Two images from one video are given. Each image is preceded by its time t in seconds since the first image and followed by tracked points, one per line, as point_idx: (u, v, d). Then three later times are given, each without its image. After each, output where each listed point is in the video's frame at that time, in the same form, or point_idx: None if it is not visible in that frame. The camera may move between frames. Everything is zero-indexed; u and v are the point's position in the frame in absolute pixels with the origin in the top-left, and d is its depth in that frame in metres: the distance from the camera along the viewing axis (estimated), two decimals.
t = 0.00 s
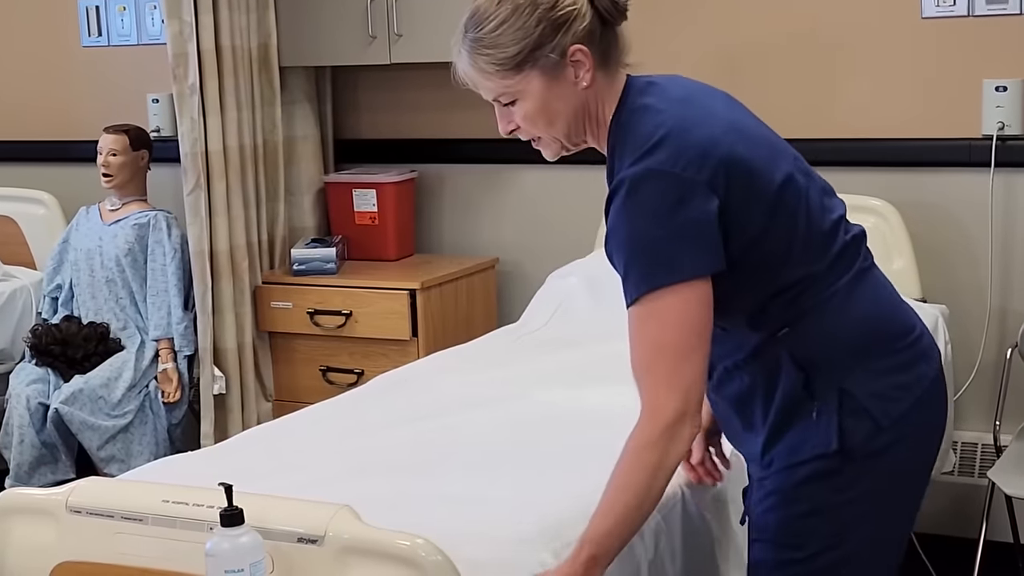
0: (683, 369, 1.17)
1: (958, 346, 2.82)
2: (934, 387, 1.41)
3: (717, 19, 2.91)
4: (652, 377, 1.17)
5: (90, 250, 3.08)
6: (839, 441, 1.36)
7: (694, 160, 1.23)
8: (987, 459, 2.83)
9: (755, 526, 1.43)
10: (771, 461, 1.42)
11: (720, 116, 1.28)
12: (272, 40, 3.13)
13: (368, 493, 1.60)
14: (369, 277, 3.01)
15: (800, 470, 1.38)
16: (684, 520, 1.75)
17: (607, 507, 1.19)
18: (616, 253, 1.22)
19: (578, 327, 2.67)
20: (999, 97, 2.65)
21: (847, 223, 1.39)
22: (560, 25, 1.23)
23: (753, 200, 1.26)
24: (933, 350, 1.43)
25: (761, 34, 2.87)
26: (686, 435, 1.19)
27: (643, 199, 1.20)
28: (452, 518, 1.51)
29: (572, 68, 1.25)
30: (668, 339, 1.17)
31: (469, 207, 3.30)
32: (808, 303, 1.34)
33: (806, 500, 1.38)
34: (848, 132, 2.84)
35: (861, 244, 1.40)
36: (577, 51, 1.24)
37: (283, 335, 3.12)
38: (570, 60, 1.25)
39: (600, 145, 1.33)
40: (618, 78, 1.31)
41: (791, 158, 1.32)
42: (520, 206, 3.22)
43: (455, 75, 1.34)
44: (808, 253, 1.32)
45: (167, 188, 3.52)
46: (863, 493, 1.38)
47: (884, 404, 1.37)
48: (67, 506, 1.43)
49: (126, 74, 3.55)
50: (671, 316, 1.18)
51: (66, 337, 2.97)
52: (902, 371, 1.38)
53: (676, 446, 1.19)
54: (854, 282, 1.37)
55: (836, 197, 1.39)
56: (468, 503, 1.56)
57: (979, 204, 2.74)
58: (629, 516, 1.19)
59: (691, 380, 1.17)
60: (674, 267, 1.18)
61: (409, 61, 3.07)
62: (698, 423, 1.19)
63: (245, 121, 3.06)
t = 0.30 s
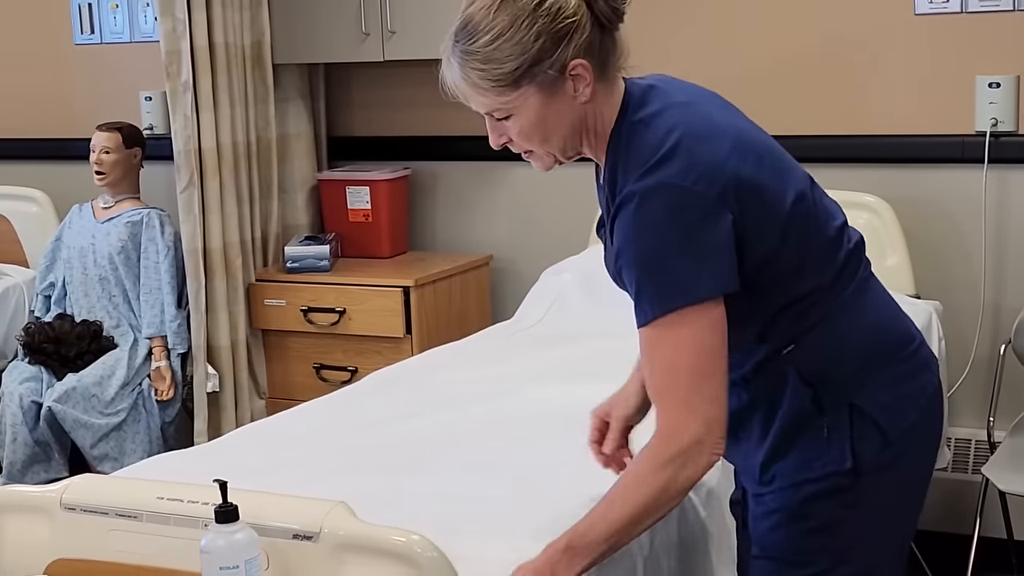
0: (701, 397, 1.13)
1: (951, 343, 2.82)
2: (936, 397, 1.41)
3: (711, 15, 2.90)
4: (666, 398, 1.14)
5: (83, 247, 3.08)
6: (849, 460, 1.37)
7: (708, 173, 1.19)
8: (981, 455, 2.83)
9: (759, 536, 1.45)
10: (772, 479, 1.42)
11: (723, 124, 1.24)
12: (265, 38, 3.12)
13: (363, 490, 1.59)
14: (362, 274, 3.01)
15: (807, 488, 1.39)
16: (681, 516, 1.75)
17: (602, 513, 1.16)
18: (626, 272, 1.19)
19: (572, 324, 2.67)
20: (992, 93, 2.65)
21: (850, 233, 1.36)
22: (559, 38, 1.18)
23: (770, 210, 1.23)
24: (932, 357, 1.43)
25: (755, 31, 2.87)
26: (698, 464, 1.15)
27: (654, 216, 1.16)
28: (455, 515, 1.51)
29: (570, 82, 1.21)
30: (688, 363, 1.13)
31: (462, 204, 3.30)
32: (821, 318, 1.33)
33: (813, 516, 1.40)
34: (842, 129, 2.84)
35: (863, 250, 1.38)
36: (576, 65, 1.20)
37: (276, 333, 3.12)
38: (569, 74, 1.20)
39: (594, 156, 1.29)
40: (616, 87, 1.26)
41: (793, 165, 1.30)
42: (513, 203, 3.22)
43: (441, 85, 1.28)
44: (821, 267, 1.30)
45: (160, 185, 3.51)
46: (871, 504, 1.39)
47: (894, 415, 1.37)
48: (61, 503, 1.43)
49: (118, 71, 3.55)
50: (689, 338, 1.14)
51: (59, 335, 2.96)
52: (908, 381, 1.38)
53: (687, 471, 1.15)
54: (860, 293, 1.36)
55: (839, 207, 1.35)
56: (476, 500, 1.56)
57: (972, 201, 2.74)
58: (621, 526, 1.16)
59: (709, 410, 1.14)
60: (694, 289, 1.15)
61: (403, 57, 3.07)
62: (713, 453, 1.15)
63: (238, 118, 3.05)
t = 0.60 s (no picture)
0: (734, 367, 1.12)
1: (944, 340, 2.83)
2: (913, 405, 1.37)
3: (703, 13, 2.90)
4: (696, 365, 1.13)
5: (75, 246, 3.07)
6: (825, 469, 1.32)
7: (709, 145, 1.16)
8: (973, 452, 2.83)
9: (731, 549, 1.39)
10: (741, 486, 1.37)
11: (718, 103, 1.21)
12: (257, 36, 3.12)
13: (356, 486, 1.59)
14: (355, 273, 3.01)
15: (779, 497, 1.34)
16: (672, 515, 1.75)
17: (628, 446, 1.19)
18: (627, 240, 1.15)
19: (564, 323, 2.67)
20: (984, 90, 2.66)
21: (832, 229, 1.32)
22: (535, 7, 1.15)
23: (756, 195, 1.19)
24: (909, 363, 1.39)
25: (747, 29, 2.87)
26: (725, 431, 1.14)
27: (657, 182, 1.13)
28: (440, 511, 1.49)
29: (548, 51, 1.17)
30: (722, 332, 1.12)
31: (454, 202, 3.30)
32: (798, 317, 1.27)
33: (791, 528, 1.35)
34: (834, 126, 2.84)
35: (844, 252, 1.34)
36: (554, 34, 1.16)
37: (268, 331, 3.12)
38: (546, 44, 1.17)
39: (577, 124, 1.26)
40: (601, 58, 1.23)
41: (780, 151, 1.25)
42: (505, 201, 3.22)
43: (423, 43, 1.26)
44: (797, 265, 1.26)
45: (152, 183, 3.51)
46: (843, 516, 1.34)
47: (871, 424, 1.33)
48: (54, 502, 1.43)
49: (109, 69, 3.54)
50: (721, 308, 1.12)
51: (51, 334, 2.96)
52: (888, 388, 1.34)
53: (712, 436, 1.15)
54: (843, 291, 1.31)
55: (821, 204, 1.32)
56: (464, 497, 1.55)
57: (964, 197, 2.74)
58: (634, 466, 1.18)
59: (744, 381, 1.13)
60: (697, 258, 1.11)
61: (395, 55, 3.07)
62: (741, 424, 1.14)
63: (230, 116, 3.05)
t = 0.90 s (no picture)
0: (645, 370, 1.13)
1: (937, 337, 2.83)
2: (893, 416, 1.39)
3: (695, 12, 2.91)
4: (625, 355, 1.13)
5: (68, 245, 3.07)
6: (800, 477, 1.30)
7: (696, 131, 1.16)
8: (967, 450, 2.83)
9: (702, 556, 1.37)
10: (715, 489, 1.35)
11: (713, 91, 1.21)
12: (250, 34, 3.11)
13: (353, 481, 1.59)
14: (348, 271, 3.01)
15: (748, 505, 1.32)
16: (665, 514, 1.75)
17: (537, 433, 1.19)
18: (598, 218, 1.15)
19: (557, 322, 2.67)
20: (976, 88, 2.66)
21: (823, 233, 1.34)
22: None
23: (736, 191, 1.19)
24: (891, 375, 1.40)
25: (739, 28, 2.87)
26: (630, 427, 1.16)
27: (641, 160, 1.13)
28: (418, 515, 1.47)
29: (537, 25, 1.18)
30: (646, 332, 1.12)
31: (447, 201, 3.30)
32: (776, 315, 1.28)
33: (763, 536, 1.32)
34: (826, 124, 2.84)
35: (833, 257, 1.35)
36: (542, 8, 1.17)
37: (262, 330, 3.12)
38: (535, 15, 1.18)
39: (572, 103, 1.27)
40: (600, 36, 1.23)
41: (776, 152, 1.26)
42: (498, 200, 3.22)
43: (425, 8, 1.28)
44: (776, 263, 1.26)
45: (145, 182, 3.50)
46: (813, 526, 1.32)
47: (845, 433, 1.32)
48: (48, 501, 1.43)
49: (101, 68, 3.54)
50: (653, 305, 1.13)
51: (44, 333, 2.96)
52: (864, 396, 1.34)
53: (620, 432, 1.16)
54: (824, 292, 1.32)
55: (814, 204, 1.33)
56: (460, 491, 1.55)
57: (957, 195, 2.74)
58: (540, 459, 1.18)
59: (653, 385, 1.13)
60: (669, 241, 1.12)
61: (387, 54, 3.07)
62: (642, 422, 1.16)
63: (223, 115, 3.05)
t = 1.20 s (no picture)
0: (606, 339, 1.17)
1: (931, 335, 2.84)
2: (858, 407, 1.43)
3: (689, 9, 2.91)
4: (585, 322, 1.17)
5: (63, 244, 3.07)
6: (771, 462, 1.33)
7: (666, 111, 1.18)
8: (962, 447, 2.85)
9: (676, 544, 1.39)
10: (689, 478, 1.37)
11: (688, 74, 1.24)
12: (244, 33, 3.11)
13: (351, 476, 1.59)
14: (343, 270, 3.01)
15: (719, 489, 1.35)
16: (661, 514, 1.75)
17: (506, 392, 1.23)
18: (565, 183, 1.18)
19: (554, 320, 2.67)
20: (971, 86, 2.67)
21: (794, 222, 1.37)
22: None
23: (705, 176, 1.22)
24: (857, 366, 1.45)
25: (733, 25, 2.87)
26: (590, 395, 1.19)
27: (611, 131, 1.16)
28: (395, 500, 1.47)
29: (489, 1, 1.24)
30: (605, 303, 1.16)
31: (441, 200, 3.30)
32: (746, 297, 1.31)
33: (736, 523, 1.34)
34: (821, 122, 2.84)
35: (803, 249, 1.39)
36: None
37: (256, 328, 3.12)
38: None
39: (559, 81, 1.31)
40: (576, 18, 1.26)
41: (750, 143, 1.29)
42: (493, 198, 3.22)
43: None
44: (747, 247, 1.29)
45: (140, 180, 3.50)
46: (783, 512, 1.35)
47: (812, 418, 1.36)
48: (44, 499, 1.43)
49: (97, 67, 3.53)
50: (614, 276, 1.16)
51: (38, 331, 2.94)
52: (829, 385, 1.38)
53: (581, 399, 1.20)
54: (792, 276, 1.36)
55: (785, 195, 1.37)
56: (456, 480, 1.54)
57: (951, 193, 2.75)
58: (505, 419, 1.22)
59: (613, 354, 1.17)
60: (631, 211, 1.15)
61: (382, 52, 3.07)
62: (600, 391, 1.19)
63: (218, 114, 3.05)
